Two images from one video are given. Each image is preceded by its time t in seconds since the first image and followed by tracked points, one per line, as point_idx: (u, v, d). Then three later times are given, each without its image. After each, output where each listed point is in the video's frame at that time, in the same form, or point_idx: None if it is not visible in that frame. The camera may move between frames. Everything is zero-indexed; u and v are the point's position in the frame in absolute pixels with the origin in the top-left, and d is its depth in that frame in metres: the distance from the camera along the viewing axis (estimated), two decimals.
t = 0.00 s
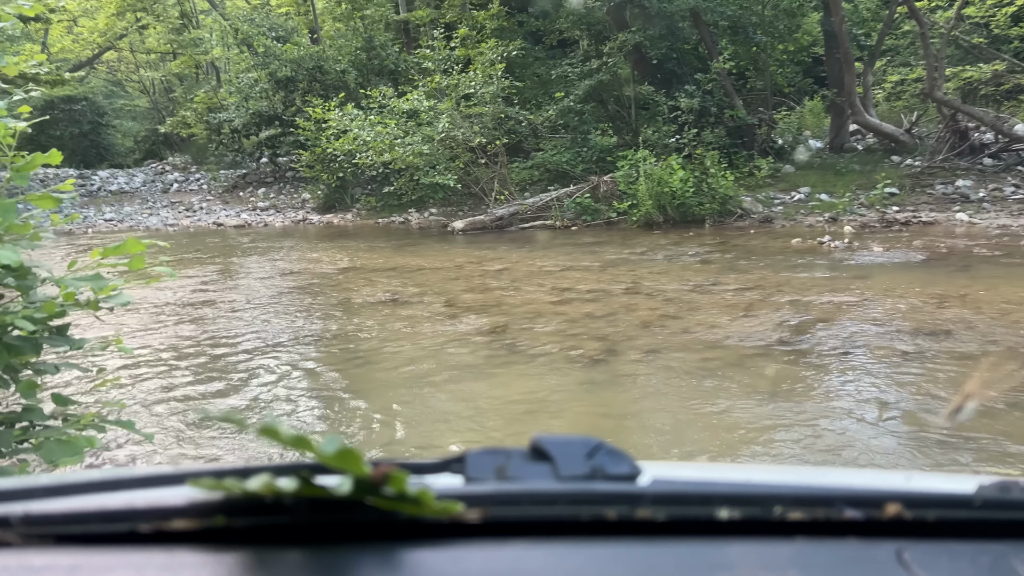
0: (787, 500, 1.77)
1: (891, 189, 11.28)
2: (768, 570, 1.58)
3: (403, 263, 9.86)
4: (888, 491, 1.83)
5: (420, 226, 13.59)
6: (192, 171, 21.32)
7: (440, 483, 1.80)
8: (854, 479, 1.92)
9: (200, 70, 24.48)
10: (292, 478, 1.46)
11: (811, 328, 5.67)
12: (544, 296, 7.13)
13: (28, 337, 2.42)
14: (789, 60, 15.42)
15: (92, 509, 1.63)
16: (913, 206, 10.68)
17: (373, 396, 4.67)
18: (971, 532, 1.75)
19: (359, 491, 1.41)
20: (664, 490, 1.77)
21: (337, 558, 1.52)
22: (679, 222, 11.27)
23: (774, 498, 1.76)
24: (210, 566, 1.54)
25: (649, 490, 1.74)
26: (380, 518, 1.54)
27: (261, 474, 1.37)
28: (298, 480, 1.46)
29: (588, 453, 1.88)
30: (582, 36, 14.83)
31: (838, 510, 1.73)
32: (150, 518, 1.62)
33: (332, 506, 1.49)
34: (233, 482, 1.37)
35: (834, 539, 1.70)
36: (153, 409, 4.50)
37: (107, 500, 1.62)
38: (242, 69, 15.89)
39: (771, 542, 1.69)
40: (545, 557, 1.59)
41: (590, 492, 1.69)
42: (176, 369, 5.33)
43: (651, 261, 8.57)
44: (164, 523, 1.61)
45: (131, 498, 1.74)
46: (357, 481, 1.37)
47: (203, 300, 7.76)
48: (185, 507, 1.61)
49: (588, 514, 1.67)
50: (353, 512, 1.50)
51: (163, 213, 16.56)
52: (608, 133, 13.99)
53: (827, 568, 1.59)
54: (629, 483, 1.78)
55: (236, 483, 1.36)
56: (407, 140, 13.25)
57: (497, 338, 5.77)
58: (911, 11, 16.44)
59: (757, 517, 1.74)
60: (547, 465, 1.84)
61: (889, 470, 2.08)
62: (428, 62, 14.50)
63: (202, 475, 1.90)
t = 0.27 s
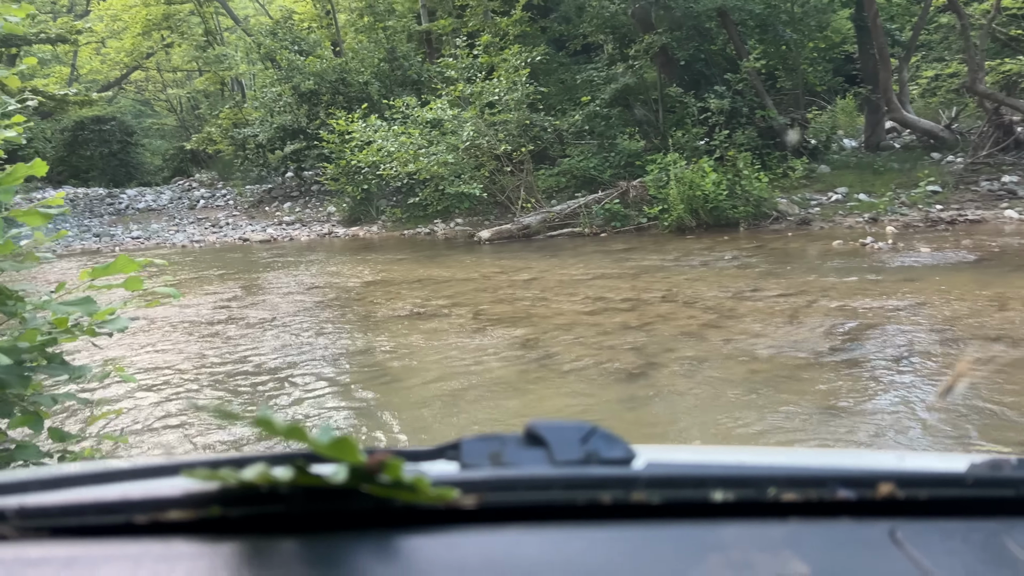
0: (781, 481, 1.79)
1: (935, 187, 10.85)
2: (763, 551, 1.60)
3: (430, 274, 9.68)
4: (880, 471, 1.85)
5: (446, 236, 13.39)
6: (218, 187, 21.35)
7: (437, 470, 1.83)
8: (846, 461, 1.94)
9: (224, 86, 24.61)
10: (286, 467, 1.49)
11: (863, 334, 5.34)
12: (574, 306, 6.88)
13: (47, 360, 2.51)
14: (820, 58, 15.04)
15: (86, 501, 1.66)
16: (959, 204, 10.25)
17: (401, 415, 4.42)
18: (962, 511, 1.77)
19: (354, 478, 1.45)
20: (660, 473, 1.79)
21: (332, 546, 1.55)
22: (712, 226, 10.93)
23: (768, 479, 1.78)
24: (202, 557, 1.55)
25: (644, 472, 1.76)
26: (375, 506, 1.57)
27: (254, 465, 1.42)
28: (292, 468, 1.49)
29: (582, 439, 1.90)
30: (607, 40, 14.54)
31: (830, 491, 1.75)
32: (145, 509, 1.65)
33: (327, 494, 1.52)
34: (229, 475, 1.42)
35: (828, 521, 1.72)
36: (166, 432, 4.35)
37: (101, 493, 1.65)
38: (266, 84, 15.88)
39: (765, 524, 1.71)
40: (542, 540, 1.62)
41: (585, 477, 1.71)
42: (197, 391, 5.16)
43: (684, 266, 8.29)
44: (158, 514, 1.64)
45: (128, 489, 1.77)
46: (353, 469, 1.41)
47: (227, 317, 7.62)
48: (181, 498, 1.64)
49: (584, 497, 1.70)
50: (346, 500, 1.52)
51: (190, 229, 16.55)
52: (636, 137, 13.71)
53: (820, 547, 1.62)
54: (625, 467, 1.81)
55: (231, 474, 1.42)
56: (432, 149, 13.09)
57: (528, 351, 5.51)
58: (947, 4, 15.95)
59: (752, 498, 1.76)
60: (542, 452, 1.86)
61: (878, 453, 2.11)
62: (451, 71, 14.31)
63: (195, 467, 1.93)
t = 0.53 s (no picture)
0: (805, 502, 1.57)
1: (979, 185, 10.40)
2: None
3: (454, 282, 9.39)
4: (907, 493, 1.62)
5: (470, 242, 13.15)
6: (241, 197, 21.32)
7: (459, 491, 1.62)
8: (872, 482, 1.70)
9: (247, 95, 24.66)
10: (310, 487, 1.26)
11: (923, 343, 4.92)
12: (607, 313, 6.54)
13: (23, 378, 2.42)
14: (851, 55, 14.67)
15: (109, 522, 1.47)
16: (1005, 203, 9.79)
17: (424, 433, 4.06)
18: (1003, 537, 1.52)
19: (375, 500, 1.23)
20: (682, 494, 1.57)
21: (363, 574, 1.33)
22: (745, 229, 10.53)
23: (792, 502, 1.56)
24: None
25: (667, 494, 1.55)
26: (400, 528, 1.35)
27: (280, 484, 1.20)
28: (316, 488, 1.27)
29: (604, 459, 1.70)
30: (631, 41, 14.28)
31: (857, 514, 1.52)
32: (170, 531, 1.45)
33: (353, 516, 1.30)
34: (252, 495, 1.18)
35: (856, 545, 1.49)
36: (179, 453, 4.07)
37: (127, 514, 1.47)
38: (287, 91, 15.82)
39: (792, 548, 1.48)
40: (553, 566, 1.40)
41: (607, 498, 1.51)
42: (214, 407, 4.89)
43: (720, 271, 7.91)
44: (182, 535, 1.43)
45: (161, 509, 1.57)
46: (374, 492, 1.19)
47: (246, 328, 7.38)
48: (205, 517, 1.43)
49: (604, 521, 1.48)
50: (369, 522, 1.30)
51: (213, 238, 16.51)
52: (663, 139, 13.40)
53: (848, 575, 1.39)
54: (647, 489, 1.60)
55: (255, 495, 1.17)
56: (455, 154, 12.84)
57: (562, 363, 5.15)
58: None
59: (775, 522, 1.53)
60: (565, 473, 1.66)
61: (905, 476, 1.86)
62: (474, 74, 14.11)
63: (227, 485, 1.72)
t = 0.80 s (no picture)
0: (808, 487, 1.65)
1: (1020, 184, 9.99)
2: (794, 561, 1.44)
3: (475, 285, 9.21)
4: (908, 477, 1.70)
5: (491, 246, 12.91)
6: (261, 202, 21.22)
7: (460, 479, 1.72)
8: (872, 466, 1.79)
9: (267, 100, 24.67)
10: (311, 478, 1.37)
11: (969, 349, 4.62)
12: (633, 317, 6.33)
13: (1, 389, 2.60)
14: (882, 52, 14.27)
15: (113, 515, 1.54)
16: None
17: (443, 444, 3.82)
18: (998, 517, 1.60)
19: (378, 490, 1.33)
20: (685, 482, 1.65)
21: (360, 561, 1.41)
22: (773, 231, 10.25)
23: (794, 487, 1.64)
24: None
25: (669, 481, 1.63)
26: (401, 517, 1.44)
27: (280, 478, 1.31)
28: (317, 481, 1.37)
29: (606, 449, 1.78)
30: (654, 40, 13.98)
31: (858, 497, 1.60)
32: (174, 521, 1.52)
33: (354, 505, 1.40)
34: (252, 489, 1.31)
35: (857, 526, 1.56)
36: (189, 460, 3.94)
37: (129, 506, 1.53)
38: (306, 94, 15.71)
39: (793, 532, 1.54)
40: (567, 549, 1.48)
41: (609, 485, 1.58)
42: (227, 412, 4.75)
43: (749, 274, 7.66)
44: (185, 527, 1.51)
45: (155, 504, 1.65)
46: (376, 482, 1.29)
47: (264, 333, 7.24)
48: (209, 510, 1.52)
49: (608, 507, 1.55)
50: (371, 512, 1.40)
51: (231, 243, 16.41)
52: (688, 139, 13.09)
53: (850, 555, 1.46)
54: (649, 476, 1.67)
55: (256, 488, 1.31)
56: (475, 156, 12.62)
57: (588, 371, 4.92)
58: None
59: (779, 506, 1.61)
60: (566, 461, 1.74)
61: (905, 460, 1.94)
62: (495, 76, 13.90)
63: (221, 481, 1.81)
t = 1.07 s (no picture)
0: (811, 514, 1.50)
1: None
2: None
3: (493, 292, 8.91)
4: (913, 505, 1.55)
5: (509, 251, 12.64)
6: (278, 206, 21.08)
7: (460, 505, 1.53)
8: (876, 492, 1.64)
9: (284, 104, 24.60)
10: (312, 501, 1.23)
11: None
12: (659, 327, 6.00)
13: None
14: (910, 53, 13.91)
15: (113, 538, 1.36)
16: None
17: (457, 465, 3.53)
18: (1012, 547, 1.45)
19: (379, 514, 1.19)
20: (688, 507, 1.50)
21: None
22: (802, 237, 9.89)
23: (797, 513, 1.49)
24: None
25: (673, 507, 1.48)
26: (403, 543, 1.28)
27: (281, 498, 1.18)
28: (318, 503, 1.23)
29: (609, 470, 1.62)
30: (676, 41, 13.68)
31: (862, 524, 1.45)
32: (174, 545, 1.34)
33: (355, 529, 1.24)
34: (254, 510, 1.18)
35: (860, 555, 1.41)
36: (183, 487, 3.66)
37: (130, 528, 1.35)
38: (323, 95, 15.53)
39: (796, 561, 1.40)
40: None
41: (612, 511, 1.43)
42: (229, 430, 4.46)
43: (780, 282, 7.31)
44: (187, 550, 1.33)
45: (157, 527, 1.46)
46: (378, 506, 1.16)
47: (274, 341, 6.98)
48: (211, 533, 1.34)
49: (608, 534, 1.40)
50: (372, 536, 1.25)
51: (248, 247, 16.26)
52: (711, 142, 12.76)
53: None
54: (650, 501, 1.52)
55: (256, 510, 1.17)
56: (493, 159, 12.40)
57: (615, 385, 4.61)
58: None
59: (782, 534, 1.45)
60: (566, 482, 1.58)
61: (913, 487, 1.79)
62: (514, 77, 13.66)
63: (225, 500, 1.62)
